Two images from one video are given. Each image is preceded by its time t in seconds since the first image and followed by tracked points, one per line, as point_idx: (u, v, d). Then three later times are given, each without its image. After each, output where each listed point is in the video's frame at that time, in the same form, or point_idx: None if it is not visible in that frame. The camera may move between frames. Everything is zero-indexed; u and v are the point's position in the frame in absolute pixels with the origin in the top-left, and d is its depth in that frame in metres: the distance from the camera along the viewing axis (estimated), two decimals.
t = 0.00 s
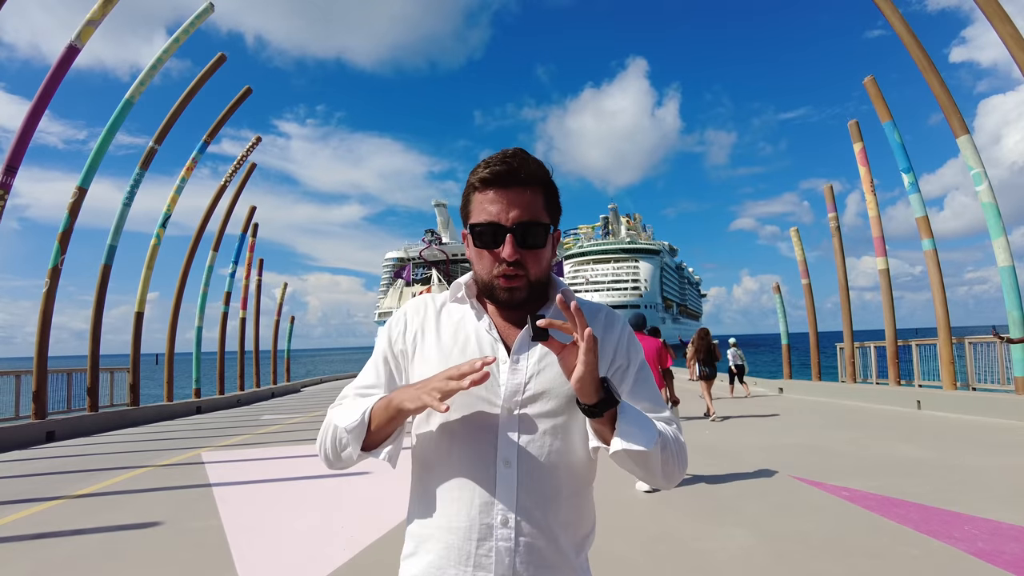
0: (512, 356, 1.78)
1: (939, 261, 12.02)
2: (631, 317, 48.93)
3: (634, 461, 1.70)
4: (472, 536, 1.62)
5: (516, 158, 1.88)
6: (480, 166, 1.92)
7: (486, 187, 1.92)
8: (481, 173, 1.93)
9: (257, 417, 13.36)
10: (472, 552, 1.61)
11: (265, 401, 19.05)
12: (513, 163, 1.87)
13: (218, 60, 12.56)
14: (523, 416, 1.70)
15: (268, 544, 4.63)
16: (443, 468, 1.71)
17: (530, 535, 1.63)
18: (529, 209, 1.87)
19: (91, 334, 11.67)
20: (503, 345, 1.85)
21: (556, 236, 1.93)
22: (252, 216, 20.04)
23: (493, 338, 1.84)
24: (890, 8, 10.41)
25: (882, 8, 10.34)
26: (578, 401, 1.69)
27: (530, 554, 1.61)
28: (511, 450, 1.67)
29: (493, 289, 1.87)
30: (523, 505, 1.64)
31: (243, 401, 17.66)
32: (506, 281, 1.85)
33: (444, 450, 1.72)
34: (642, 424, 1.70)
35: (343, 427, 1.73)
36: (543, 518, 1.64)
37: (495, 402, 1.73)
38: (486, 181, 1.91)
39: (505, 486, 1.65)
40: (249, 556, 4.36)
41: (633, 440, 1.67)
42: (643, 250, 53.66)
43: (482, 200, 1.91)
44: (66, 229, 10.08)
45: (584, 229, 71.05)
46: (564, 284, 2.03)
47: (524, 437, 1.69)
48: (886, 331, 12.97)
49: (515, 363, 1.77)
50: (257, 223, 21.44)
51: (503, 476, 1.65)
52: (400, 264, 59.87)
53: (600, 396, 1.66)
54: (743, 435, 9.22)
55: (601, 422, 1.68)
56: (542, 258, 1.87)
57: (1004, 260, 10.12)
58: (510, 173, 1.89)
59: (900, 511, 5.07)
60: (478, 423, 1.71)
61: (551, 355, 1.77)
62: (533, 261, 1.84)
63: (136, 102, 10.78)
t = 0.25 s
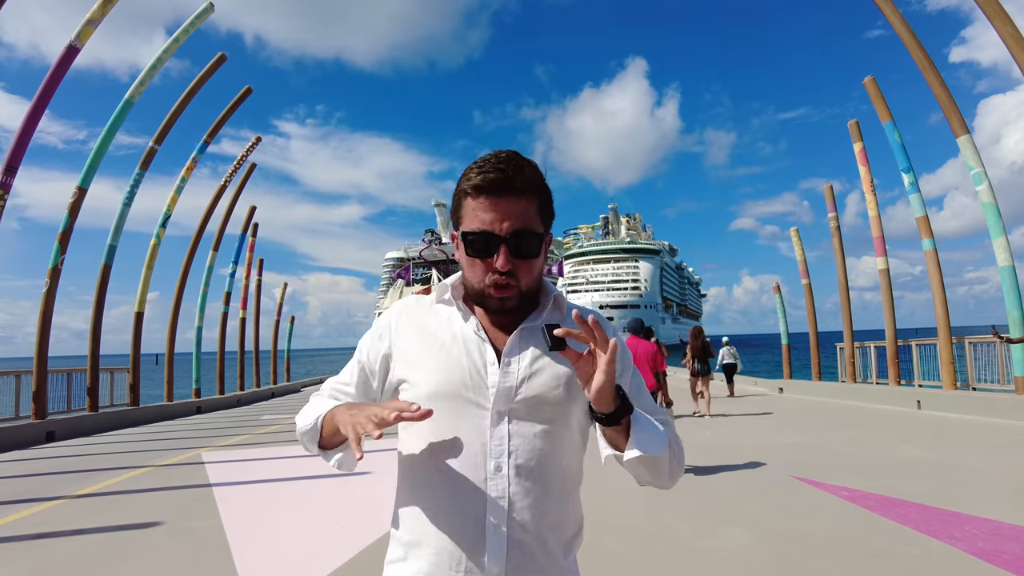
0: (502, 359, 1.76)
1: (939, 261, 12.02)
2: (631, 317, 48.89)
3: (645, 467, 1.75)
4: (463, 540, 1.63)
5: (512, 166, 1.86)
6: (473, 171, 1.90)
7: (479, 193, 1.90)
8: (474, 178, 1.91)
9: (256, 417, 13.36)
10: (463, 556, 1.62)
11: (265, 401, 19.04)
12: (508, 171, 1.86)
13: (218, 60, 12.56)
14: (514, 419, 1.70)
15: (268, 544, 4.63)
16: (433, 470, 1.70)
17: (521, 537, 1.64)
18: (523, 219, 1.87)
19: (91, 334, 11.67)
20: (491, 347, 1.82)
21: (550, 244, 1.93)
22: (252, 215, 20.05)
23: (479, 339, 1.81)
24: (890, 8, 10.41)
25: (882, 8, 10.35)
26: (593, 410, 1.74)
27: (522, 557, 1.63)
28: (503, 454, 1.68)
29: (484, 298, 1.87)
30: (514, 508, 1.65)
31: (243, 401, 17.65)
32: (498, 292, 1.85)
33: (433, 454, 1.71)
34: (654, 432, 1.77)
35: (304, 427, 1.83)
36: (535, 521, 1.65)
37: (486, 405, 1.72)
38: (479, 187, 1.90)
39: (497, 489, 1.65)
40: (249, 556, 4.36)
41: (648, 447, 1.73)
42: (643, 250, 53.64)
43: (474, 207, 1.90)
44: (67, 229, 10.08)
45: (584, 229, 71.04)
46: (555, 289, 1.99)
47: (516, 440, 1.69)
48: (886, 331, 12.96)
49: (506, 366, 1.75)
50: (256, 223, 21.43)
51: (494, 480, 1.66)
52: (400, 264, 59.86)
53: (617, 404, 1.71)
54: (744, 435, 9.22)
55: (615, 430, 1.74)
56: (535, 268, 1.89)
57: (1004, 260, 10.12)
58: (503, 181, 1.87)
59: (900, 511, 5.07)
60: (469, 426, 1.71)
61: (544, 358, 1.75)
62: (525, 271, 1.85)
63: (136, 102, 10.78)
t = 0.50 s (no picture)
0: (498, 366, 1.75)
1: (939, 261, 12.03)
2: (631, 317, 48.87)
3: (655, 437, 1.76)
4: (461, 549, 1.64)
5: (501, 143, 1.89)
6: (463, 151, 1.93)
7: (468, 172, 1.92)
8: (463, 159, 1.93)
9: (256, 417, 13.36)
10: (461, 565, 1.63)
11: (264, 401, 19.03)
12: (498, 147, 1.88)
13: (218, 60, 12.56)
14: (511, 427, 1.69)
15: (269, 543, 4.63)
16: (429, 478, 1.69)
17: (517, 545, 1.65)
18: (513, 196, 1.88)
19: (91, 334, 11.67)
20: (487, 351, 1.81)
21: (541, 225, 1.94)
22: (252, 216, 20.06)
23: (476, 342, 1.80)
24: (890, 8, 10.42)
25: (883, 8, 10.35)
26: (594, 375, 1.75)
27: (518, 563, 1.64)
28: (501, 462, 1.67)
29: (477, 279, 1.87)
30: (512, 517, 1.66)
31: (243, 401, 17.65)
32: (490, 271, 1.85)
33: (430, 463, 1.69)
34: (658, 395, 1.80)
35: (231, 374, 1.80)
36: (532, 530, 1.66)
37: (482, 413, 1.71)
38: (469, 166, 1.92)
39: (494, 497, 1.66)
40: (250, 556, 4.37)
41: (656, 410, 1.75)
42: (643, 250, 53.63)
43: (464, 186, 1.92)
44: (67, 229, 10.08)
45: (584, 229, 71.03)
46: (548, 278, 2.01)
47: (513, 447, 1.69)
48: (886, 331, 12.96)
49: (502, 373, 1.74)
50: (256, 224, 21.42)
51: (492, 488, 1.66)
52: (399, 264, 59.85)
53: (620, 366, 1.74)
54: (744, 435, 9.23)
55: (621, 396, 1.76)
56: (527, 246, 1.89)
57: (1005, 261, 10.12)
58: (493, 157, 1.90)
59: (901, 511, 5.07)
60: (465, 435, 1.69)
61: (540, 360, 1.77)
62: (517, 248, 1.86)
63: (136, 102, 10.78)
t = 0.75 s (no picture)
0: (486, 375, 1.77)
1: (939, 262, 12.04)
2: (631, 317, 48.85)
3: (613, 444, 1.69)
4: (454, 560, 1.63)
5: (479, 144, 1.88)
6: (441, 154, 1.93)
7: (447, 175, 1.92)
8: (442, 162, 1.93)
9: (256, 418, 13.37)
10: None
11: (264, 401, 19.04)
12: (475, 149, 1.87)
13: (218, 61, 12.57)
14: (503, 436, 1.71)
15: (269, 543, 4.63)
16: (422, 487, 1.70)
17: (513, 554, 1.64)
18: (492, 198, 1.88)
19: (91, 334, 11.66)
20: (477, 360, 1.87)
21: (523, 227, 1.92)
22: (253, 215, 20.08)
23: (466, 351, 1.87)
24: (890, 8, 10.43)
25: (883, 8, 10.36)
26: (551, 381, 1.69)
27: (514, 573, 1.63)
28: (492, 471, 1.67)
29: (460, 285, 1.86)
30: (505, 526, 1.65)
31: (243, 401, 17.66)
32: (473, 276, 1.84)
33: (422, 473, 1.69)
34: (619, 401, 1.72)
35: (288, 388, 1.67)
36: (527, 538, 1.66)
37: (473, 423, 1.72)
38: (448, 169, 1.92)
39: (487, 507, 1.65)
40: (250, 556, 4.37)
41: (612, 417, 1.67)
42: (644, 250, 53.63)
43: (444, 190, 1.91)
44: (67, 229, 10.09)
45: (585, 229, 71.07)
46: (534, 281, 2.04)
47: (505, 456, 1.69)
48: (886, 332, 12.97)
49: (490, 382, 1.77)
50: (257, 224, 21.44)
51: (484, 498, 1.66)
52: (400, 264, 59.84)
53: (574, 372, 1.67)
54: (744, 435, 9.23)
55: (576, 403, 1.69)
56: (509, 249, 1.87)
57: (1005, 261, 10.13)
58: (472, 160, 1.89)
59: (900, 511, 5.07)
60: (457, 445, 1.70)
61: (525, 366, 1.79)
62: (499, 253, 1.84)
63: (137, 102, 10.78)
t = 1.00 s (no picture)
0: (485, 368, 1.77)
1: (939, 262, 12.04)
2: (632, 317, 48.84)
3: (619, 429, 1.70)
4: (460, 555, 1.62)
5: (478, 136, 1.96)
6: (440, 146, 1.98)
7: (445, 167, 1.95)
8: (440, 157, 1.97)
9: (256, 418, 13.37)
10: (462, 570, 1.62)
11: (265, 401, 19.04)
12: (474, 140, 1.94)
13: (218, 61, 12.57)
14: (503, 428, 1.71)
15: (269, 543, 4.63)
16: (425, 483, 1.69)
17: (519, 546, 1.65)
18: (489, 187, 1.89)
19: (92, 334, 11.66)
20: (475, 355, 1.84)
21: (518, 219, 1.93)
22: (253, 215, 20.08)
23: (463, 348, 1.83)
24: (891, 8, 10.41)
25: (883, 8, 10.35)
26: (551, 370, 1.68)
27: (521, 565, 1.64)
28: (495, 464, 1.68)
29: (456, 271, 1.83)
30: (510, 519, 1.65)
31: (243, 401, 17.66)
32: (469, 261, 1.81)
33: (424, 470, 1.68)
34: (621, 386, 1.72)
35: (276, 378, 1.67)
36: (533, 530, 1.67)
37: (473, 417, 1.71)
38: (446, 159, 1.96)
39: (491, 500, 1.65)
40: (250, 556, 4.37)
41: (615, 402, 1.68)
42: (644, 250, 53.61)
43: (440, 179, 1.93)
44: (67, 230, 10.09)
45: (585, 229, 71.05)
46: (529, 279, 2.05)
47: (507, 449, 1.69)
48: (886, 332, 12.97)
49: (489, 375, 1.77)
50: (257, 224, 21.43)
51: (488, 491, 1.66)
52: (400, 264, 59.83)
53: (574, 360, 1.66)
54: (744, 435, 9.24)
55: (579, 390, 1.69)
56: (505, 237, 1.87)
57: (1005, 261, 10.12)
58: (469, 150, 1.95)
59: (901, 511, 5.07)
60: (457, 439, 1.69)
61: (523, 357, 1.79)
62: (496, 238, 1.83)
63: (137, 102, 10.78)
